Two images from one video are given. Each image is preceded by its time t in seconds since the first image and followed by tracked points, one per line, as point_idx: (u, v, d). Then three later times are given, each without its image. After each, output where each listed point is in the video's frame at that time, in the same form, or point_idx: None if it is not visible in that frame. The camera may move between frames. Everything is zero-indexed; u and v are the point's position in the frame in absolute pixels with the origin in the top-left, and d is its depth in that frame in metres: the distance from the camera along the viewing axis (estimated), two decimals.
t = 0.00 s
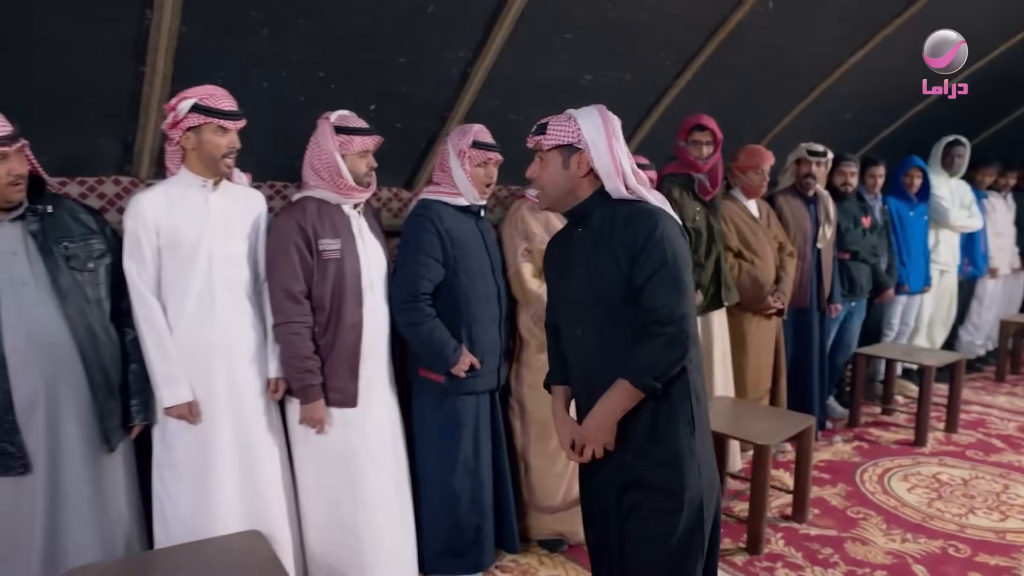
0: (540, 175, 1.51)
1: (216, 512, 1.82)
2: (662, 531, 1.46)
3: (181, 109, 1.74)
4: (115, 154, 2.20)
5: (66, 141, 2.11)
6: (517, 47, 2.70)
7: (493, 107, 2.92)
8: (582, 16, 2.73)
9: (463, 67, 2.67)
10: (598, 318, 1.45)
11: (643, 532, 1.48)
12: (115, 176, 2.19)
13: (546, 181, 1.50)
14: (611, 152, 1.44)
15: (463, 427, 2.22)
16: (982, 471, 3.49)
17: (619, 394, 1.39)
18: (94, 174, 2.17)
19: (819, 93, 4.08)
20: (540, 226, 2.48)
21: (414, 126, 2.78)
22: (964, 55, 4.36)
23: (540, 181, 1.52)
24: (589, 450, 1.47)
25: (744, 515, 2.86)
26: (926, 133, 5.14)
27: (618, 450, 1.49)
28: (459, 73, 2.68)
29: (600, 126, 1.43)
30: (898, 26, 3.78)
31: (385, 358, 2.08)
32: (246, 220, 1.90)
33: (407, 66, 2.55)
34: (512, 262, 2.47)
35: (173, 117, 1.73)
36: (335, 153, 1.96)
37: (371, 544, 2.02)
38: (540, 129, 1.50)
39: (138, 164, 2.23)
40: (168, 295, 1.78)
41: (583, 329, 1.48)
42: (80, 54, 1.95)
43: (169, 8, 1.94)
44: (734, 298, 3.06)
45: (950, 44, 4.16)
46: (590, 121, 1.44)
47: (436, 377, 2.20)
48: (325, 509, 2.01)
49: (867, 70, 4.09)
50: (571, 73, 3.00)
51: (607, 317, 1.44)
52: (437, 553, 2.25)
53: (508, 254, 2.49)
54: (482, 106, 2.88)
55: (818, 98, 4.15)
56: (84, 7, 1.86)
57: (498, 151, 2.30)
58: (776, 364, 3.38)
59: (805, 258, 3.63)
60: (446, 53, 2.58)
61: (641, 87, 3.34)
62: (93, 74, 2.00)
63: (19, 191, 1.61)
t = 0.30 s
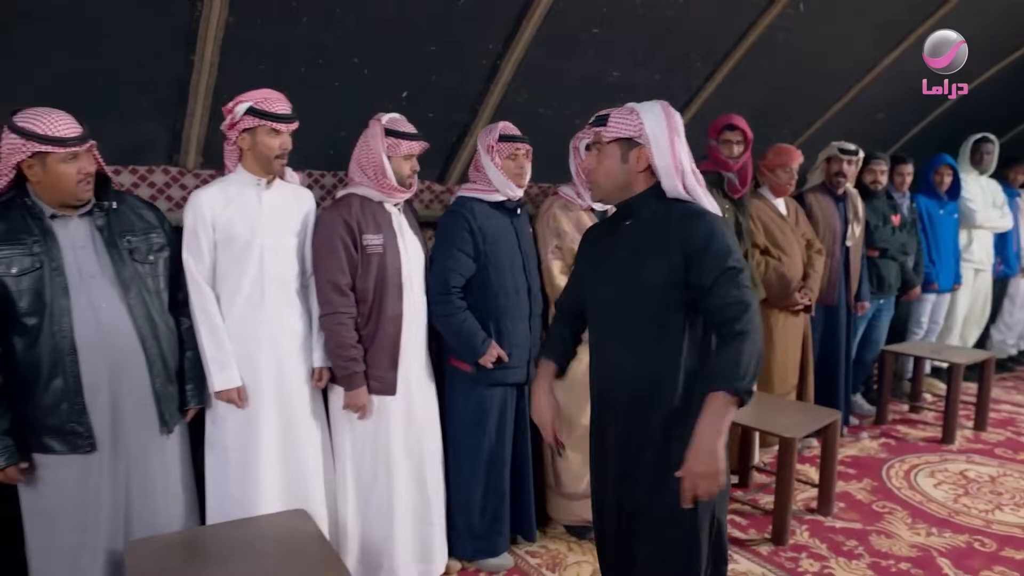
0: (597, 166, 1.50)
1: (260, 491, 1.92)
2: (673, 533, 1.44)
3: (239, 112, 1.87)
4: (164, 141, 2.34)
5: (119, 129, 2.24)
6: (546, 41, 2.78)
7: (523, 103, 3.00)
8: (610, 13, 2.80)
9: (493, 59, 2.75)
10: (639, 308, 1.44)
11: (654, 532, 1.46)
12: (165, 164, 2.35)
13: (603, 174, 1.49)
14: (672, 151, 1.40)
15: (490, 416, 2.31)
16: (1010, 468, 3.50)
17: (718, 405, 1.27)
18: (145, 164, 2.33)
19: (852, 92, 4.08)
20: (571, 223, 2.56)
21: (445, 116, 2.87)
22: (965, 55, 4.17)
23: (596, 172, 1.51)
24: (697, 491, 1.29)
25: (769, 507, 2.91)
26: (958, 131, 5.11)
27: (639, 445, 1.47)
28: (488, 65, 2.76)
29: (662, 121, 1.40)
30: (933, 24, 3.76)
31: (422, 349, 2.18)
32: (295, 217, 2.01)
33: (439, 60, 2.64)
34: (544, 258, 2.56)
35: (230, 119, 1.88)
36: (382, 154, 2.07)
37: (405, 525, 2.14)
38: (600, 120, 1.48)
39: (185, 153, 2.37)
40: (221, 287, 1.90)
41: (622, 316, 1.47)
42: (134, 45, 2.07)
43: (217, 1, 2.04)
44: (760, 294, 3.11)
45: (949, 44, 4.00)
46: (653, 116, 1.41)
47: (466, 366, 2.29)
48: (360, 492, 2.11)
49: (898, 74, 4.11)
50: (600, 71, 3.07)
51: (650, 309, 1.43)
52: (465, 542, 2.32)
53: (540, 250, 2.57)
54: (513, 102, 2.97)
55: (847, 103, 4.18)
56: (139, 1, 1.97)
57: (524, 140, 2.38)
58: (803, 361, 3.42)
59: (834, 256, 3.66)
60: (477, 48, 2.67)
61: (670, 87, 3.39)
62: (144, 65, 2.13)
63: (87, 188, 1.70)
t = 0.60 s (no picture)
0: (679, 155, 1.33)
1: (293, 473, 2.01)
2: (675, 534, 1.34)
3: (274, 112, 1.98)
4: (200, 141, 2.44)
5: (160, 130, 2.34)
6: (569, 45, 2.85)
7: (546, 103, 3.08)
8: (631, 17, 2.87)
9: (518, 66, 2.84)
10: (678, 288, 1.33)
11: (663, 530, 1.35)
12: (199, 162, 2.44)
13: (684, 163, 1.34)
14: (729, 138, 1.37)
15: (513, 405, 2.39)
16: None
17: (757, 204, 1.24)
18: (180, 161, 2.42)
19: (871, 90, 4.11)
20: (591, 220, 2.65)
21: (470, 120, 2.96)
22: (965, 55, 4.13)
23: (677, 162, 1.33)
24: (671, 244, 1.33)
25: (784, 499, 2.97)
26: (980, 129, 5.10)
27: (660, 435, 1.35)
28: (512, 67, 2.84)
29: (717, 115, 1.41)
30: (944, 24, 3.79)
31: (446, 340, 2.27)
32: (328, 212, 2.11)
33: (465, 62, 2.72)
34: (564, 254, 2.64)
35: (267, 118, 1.98)
36: (407, 152, 2.17)
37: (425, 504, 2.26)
38: (677, 105, 1.33)
39: (219, 152, 2.47)
40: (258, 278, 2.00)
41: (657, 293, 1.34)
42: (177, 52, 2.17)
43: (254, 7, 2.14)
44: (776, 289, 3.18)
45: (949, 44, 3.96)
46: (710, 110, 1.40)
47: (490, 357, 2.37)
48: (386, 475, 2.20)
49: (917, 71, 4.12)
50: (621, 71, 3.14)
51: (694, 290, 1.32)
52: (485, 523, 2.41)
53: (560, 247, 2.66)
54: (535, 102, 3.05)
55: (866, 99, 4.20)
56: (181, 9, 2.08)
57: (544, 140, 2.47)
58: (820, 356, 3.47)
59: (852, 252, 3.70)
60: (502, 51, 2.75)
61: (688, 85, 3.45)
62: (185, 69, 2.23)
63: (132, 182, 1.80)
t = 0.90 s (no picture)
0: (668, 156, 1.48)
1: (328, 459, 2.11)
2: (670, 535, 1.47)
3: (308, 115, 2.08)
4: (234, 141, 2.54)
5: (198, 130, 2.45)
6: (587, 42, 2.93)
7: (566, 102, 3.16)
8: (648, 14, 2.94)
9: (538, 63, 2.92)
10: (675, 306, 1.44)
11: (675, 528, 1.47)
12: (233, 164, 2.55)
13: (673, 165, 1.48)
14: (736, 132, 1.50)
15: (537, 396, 2.47)
16: None
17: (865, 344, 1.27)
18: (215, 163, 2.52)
19: (889, 86, 4.14)
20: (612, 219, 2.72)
21: (492, 117, 3.05)
22: (964, 55, 4.11)
23: (663, 163, 1.48)
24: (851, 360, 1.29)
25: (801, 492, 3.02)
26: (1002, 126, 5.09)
27: (671, 441, 1.46)
28: (533, 67, 2.92)
29: (728, 121, 1.49)
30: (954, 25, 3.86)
31: (473, 333, 2.37)
32: (360, 210, 2.21)
33: (487, 63, 2.81)
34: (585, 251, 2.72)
35: (302, 120, 2.08)
36: (432, 152, 2.26)
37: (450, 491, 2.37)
38: (673, 111, 1.47)
39: (252, 151, 2.57)
40: (294, 272, 2.10)
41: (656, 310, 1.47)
42: (214, 53, 2.29)
43: (285, 10, 2.24)
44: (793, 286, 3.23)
45: (948, 44, 3.97)
46: (721, 116, 1.49)
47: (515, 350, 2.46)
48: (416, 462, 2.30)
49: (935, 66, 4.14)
50: (639, 70, 3.21)
51: (694, 307, 1.43)
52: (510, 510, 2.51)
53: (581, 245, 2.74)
54: (556, 102, 3.13)
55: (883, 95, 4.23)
56: (217, 12, 2.19)
57: (566, 142, 2.54)
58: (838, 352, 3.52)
59: (870, 250, 3.73)
60: (523, 50, 2.84)
61: (706, 83, 3.52)
62: (221, 69, 2.34)
63: (176, 181, 1.90)
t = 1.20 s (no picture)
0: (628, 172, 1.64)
1: (353, 450, 2.18)
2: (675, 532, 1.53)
3: (335, 117, 2.14)
4: (263, 142, 2.62)
5: (229, 130, 2.53)
6: (607, 43, 2.98)
7: (587, 103, 3.20)
8: (667, 15, 2.99)
9: (559, 64, 2.96)
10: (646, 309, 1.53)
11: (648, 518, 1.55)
12: (262, 163, 2.63)
13: (631, 178, 1.63)
14: (676, 138, 1.53)
15: (557, 389, 2.52)
16: None
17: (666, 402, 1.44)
18: (245, 162, 2.60)
19: (908, 84, 4.15)
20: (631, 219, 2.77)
21: (513, 118, 3.10)
22: (963, 54, 4.07)
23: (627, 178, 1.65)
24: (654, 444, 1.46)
25: (818, 488, 3.05)
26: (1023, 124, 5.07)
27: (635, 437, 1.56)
28: (554, 68, 2.97)
29: (672, 123, 1.54)
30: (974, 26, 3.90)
31: (494, 329, 2.43)
32: (384, 209, 2.28)
33: (509, 65, 2.87)
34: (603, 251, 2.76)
35: (329, 122, 2.15)
36: (455, 153, 2.32)
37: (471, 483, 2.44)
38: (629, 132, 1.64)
39: (281, 152, 2.64)
40: (321, 268, 2.17)
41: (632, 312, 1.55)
42: (244, 56, 2.36)
43: (315, 14, 2.30)
44: (811, 285, 3.25)
45: (946, 43, 3.96)
46: (665, 122, 1.55)
47: (536, 344, 2.52)
48: (437, 455, 2.36)
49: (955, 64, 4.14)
50: (658, 70, 3.25)
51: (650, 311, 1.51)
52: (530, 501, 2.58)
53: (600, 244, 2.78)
54: (577, 102, 3.17)
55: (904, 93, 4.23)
56: (250, 17, 2.26)
57: (585, 143, 2.57)
58: (856, 350, 3.53)
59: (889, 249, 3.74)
60: (544, 51, 2.89)
61: (725, 83, 3.54)
62: (250, 71, 2.41)
63: (212, 182, 1.97)
